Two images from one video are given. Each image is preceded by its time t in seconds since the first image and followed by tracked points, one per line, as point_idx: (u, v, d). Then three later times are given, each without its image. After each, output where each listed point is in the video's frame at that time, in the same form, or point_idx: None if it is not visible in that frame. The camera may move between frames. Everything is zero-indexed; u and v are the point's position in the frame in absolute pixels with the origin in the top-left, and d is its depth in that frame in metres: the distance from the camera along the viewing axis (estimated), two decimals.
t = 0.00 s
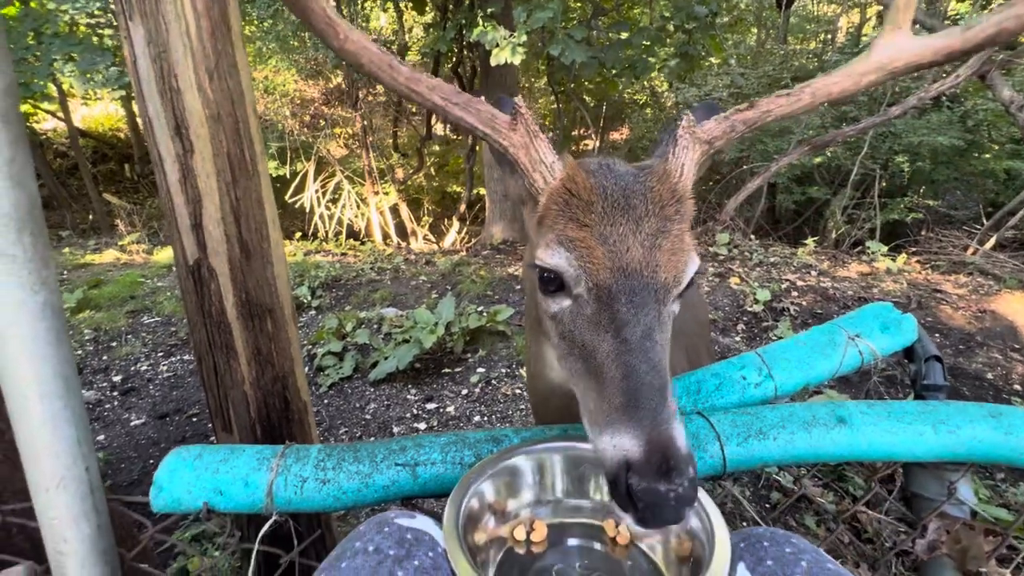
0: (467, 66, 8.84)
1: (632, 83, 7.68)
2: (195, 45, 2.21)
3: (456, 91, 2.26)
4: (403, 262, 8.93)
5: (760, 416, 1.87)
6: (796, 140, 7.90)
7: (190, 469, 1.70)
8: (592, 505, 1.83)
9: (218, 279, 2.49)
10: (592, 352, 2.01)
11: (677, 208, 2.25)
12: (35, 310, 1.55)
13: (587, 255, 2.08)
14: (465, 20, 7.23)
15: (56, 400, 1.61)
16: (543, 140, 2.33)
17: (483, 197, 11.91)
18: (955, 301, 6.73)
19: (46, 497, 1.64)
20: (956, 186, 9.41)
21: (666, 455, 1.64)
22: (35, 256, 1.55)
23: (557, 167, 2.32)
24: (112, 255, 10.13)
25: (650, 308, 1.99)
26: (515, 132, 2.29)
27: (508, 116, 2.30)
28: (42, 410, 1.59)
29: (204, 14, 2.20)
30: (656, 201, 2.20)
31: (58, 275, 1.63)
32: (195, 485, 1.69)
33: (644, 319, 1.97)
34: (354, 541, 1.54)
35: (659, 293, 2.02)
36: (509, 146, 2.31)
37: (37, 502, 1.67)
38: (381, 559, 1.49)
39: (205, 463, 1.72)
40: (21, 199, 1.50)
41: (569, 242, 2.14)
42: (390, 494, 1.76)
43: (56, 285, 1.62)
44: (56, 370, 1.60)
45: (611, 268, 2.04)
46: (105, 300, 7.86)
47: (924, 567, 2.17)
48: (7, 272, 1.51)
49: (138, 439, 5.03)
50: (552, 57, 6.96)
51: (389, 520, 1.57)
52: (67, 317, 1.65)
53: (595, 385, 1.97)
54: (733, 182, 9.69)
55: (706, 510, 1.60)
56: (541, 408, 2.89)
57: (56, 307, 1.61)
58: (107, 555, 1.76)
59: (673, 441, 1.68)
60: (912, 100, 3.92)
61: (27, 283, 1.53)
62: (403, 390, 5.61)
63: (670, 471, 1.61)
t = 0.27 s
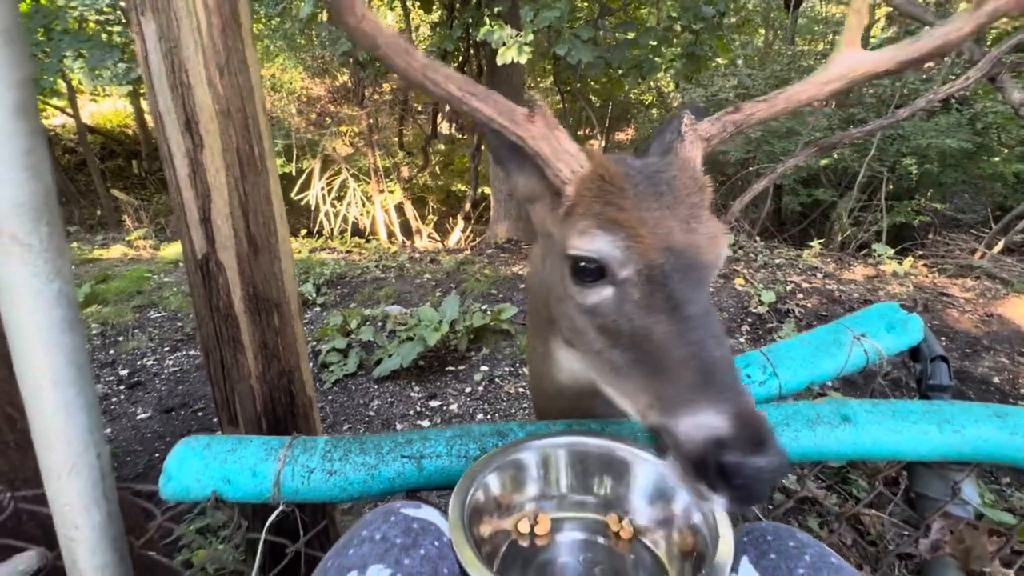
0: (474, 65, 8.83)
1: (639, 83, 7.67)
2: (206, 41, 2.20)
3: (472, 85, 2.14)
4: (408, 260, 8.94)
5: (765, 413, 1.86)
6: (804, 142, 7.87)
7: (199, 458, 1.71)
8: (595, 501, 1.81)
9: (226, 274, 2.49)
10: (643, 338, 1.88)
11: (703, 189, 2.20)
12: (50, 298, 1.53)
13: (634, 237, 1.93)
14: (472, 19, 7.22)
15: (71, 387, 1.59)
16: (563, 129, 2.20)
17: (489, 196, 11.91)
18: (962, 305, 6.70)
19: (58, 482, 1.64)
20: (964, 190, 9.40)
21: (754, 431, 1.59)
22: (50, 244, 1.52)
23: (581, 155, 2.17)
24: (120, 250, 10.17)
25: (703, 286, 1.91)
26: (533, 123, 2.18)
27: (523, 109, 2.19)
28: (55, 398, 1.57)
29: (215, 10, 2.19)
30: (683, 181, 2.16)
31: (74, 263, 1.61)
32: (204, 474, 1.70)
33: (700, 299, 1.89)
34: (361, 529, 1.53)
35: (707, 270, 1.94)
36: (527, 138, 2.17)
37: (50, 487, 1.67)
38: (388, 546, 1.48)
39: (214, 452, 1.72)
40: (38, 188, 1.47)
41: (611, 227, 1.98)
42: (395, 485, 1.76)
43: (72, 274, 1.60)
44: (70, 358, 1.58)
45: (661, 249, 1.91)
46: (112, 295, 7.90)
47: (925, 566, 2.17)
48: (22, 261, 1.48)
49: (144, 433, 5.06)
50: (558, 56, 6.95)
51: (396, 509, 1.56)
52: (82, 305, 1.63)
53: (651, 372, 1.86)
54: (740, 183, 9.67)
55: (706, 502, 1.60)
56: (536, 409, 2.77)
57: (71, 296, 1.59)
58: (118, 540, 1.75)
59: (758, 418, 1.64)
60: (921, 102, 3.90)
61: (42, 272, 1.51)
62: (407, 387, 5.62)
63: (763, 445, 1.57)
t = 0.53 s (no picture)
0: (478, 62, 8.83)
1: (644, 81, 7.65)
2: (213, 33, 2.18)
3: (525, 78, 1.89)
4: (412, 257, 8.95)
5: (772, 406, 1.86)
6: (809, 140, 7.85)
7: (207, 447, 1.71)
8: (602, 493, 1.79)
9: (233, 267, 2.45)
10: (732, 350, 1.78)
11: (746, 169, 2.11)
12: (63, 286, 1.52)
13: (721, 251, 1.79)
14: (477, 16, 7.22)
15: (82, 375, 1.57)
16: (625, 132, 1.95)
17: (492, 194, 11.90)
18: (967, 305, 6.68)
19: (68, 470, 1.62)
20: (972, 189, 9.38)
21: (861, 442, 1.58)
22: (63, 232, 1.51)
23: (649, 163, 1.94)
24: (125, 245, 10.20)
25: (783, 294, 1.82)
26: (593, 124, 1.92)
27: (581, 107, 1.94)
28: (66, 384, 1.56)
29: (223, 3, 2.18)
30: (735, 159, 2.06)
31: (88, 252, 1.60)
32: (212, 462, 1.70)
33: (784, 309, 1.79)
34: (368, 516, 1.48)
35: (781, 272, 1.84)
36: (589, 139, 1.92)
37: (61, 474, 1.65)
38: (395, 533, 1.42)
39: (222, 441, 1.72)
40: (50, 174, 1.47)
41: (693, 243, 1.82)
42: (401, 476, 1.76)
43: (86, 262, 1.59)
44: (82, 346, 1.56)
45: (747, 259, 1.78)
46: (117, 289, 7.91)
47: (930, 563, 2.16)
48: (34, 247, 1.48)
49: (148, 426, 5.07)
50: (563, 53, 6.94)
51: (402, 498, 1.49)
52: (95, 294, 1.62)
53: (740, 381, 1.76)
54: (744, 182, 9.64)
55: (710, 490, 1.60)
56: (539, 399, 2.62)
57: (84, 284, 1.57)
58: (127, 530, 1.73)
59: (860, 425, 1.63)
60: (929, 100, 3.87)
61: (54, 259, 1.50)
62: (410, 383, 5.62)
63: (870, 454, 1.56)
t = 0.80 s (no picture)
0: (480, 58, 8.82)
1: (646, 76, 7.63)
2: (212, 26, 2.18)
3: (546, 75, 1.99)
4: (413, 253, 8.95)
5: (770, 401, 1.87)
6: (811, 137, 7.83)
7: (207, 438, 1.71)
8: (601, 487, 1.79)
9: (233, 261, 2.44)
10: (727, 363, 1.92)
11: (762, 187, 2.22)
12: (61, 277, 1.52)
13: (726, 270, 1.93)
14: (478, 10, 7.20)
15: (80, 367, 1.57)
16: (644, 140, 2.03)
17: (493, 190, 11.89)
18: (969, 302, 6.67)
19: (68, 460, 1.62)
20: (974, 186, 9.37)
21: (834, 463, 1.72)
22: (61, 223, 1.51)
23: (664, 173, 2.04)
24: (126, 240, 10.20)
25: (781, 313, 1.96)
26: (609, 126, 1.99)
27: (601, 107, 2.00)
28: (64, 375, 1.56)
29: None
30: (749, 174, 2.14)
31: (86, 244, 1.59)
32: (210, 454, 1.70)
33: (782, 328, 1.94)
34: (366, 507, 1.47)
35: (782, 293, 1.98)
36: (603, 141, 2.00)
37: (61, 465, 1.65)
38: (392, 524, 1.42)
39: (222, 433, 1.72)
40: (47, 165, 1.47)
41: (700, 257, 1.95)
42: (400, 469, 1.76)
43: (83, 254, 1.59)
44: (80, 338, 1.56)
45: (750, 280, 1.93)
46: (118, 285, 7.91)
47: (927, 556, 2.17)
48: (32, 238, 1.48)
49: (150, 420, 5.08)
50: (565, 48, 6.92)
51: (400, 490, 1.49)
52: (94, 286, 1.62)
53: (731, 391, 1.90)
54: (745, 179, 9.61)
55: (706, 487, 1.60)
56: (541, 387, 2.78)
57: (82, 276, 1.57)
58: (127, 521, 1.73)
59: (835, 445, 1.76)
60: (933, 97, 3.86)
61: (52, 250, 1.50)
62: (410, 378, 5.63)
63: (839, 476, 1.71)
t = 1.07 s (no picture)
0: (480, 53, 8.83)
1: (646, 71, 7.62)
2: (211, 24, 2.20)
3: (529, 72, 2.12)
4: (413, 249, 8.97)
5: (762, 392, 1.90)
6: (812, 131, 7.83)
7: (209, 429, 1.74)
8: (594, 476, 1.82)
9: (233, 255, 2.46)
10: (715, 344, 1.94)
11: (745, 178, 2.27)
12: (63, 270, 1.54)
13: (709, 251, 1.97)
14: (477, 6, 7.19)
15: (83, 358, 1.59)
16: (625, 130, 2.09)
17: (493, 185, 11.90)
18: (968, 297, 6.68)
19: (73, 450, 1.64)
20: (976, 181, 9.37)
21: (828, 433, 1.71)
22: (63, 217, 1.53)
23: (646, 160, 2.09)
24: (127, 236, 10.22)
25: (766, 295, 1.99)
26: (591, 120, 2.08)
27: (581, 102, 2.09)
28: (68, 366, 1.58)
29: None
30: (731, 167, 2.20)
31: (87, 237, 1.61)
32: (211, 445, 1.73)
33: (767, 308, 1.97)
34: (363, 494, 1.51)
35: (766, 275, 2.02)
36: (586, 135, 2.08)
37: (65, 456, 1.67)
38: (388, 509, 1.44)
39: (223, 425, 1.75)
40: (48, 159, 1.48)
41: (683, 242, 1.99)
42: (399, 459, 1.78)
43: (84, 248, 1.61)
44: (82, 330, 1.58)
45: (734, 261, 1.97)
46: (119, 281, 7.93)
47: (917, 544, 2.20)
48: (34, 230, 1.50)
49: (152, 415, 5.11)
50: (565, 43, 6.92)
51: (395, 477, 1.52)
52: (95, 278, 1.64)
53: (720, 372, 1.92)
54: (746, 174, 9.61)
55: (694, 469, 1.61)
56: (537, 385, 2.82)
57: (83, 269, 1.59)
58: (130, 511, 1.75)
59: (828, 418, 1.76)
60: (933, 91, 3.86)
61: (54, 243, 1.52)
62: (411, 373, 5.66)
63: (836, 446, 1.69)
